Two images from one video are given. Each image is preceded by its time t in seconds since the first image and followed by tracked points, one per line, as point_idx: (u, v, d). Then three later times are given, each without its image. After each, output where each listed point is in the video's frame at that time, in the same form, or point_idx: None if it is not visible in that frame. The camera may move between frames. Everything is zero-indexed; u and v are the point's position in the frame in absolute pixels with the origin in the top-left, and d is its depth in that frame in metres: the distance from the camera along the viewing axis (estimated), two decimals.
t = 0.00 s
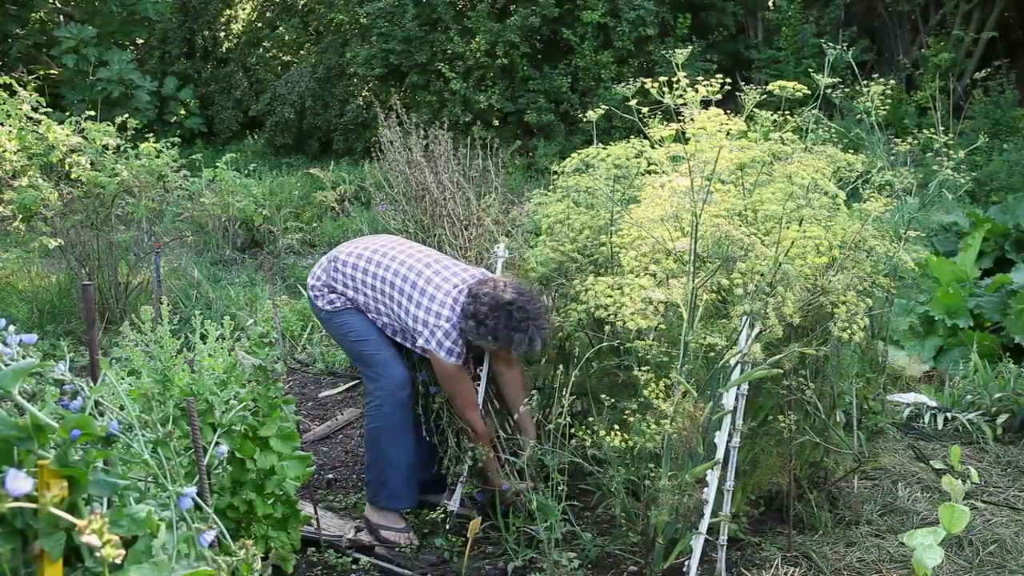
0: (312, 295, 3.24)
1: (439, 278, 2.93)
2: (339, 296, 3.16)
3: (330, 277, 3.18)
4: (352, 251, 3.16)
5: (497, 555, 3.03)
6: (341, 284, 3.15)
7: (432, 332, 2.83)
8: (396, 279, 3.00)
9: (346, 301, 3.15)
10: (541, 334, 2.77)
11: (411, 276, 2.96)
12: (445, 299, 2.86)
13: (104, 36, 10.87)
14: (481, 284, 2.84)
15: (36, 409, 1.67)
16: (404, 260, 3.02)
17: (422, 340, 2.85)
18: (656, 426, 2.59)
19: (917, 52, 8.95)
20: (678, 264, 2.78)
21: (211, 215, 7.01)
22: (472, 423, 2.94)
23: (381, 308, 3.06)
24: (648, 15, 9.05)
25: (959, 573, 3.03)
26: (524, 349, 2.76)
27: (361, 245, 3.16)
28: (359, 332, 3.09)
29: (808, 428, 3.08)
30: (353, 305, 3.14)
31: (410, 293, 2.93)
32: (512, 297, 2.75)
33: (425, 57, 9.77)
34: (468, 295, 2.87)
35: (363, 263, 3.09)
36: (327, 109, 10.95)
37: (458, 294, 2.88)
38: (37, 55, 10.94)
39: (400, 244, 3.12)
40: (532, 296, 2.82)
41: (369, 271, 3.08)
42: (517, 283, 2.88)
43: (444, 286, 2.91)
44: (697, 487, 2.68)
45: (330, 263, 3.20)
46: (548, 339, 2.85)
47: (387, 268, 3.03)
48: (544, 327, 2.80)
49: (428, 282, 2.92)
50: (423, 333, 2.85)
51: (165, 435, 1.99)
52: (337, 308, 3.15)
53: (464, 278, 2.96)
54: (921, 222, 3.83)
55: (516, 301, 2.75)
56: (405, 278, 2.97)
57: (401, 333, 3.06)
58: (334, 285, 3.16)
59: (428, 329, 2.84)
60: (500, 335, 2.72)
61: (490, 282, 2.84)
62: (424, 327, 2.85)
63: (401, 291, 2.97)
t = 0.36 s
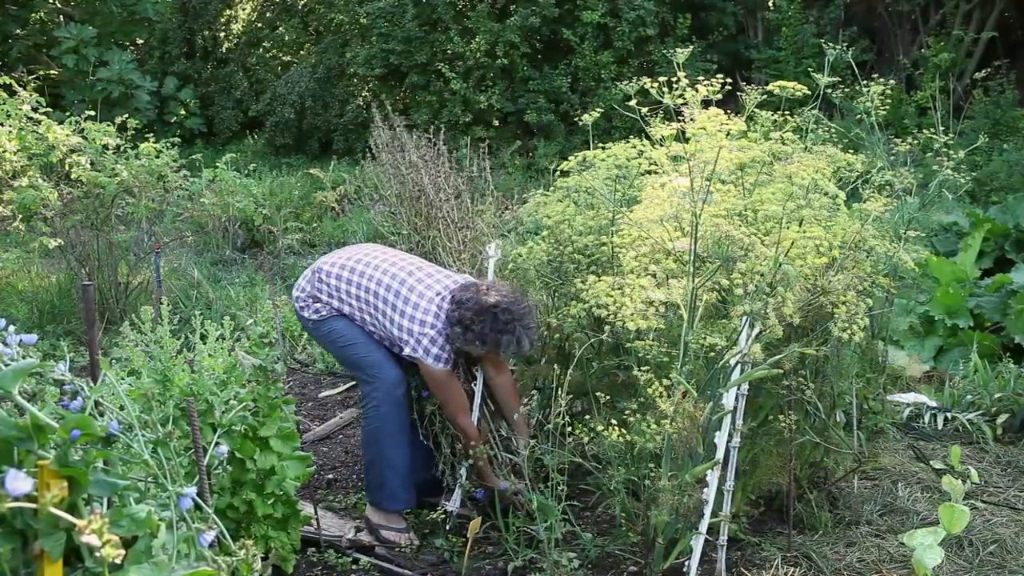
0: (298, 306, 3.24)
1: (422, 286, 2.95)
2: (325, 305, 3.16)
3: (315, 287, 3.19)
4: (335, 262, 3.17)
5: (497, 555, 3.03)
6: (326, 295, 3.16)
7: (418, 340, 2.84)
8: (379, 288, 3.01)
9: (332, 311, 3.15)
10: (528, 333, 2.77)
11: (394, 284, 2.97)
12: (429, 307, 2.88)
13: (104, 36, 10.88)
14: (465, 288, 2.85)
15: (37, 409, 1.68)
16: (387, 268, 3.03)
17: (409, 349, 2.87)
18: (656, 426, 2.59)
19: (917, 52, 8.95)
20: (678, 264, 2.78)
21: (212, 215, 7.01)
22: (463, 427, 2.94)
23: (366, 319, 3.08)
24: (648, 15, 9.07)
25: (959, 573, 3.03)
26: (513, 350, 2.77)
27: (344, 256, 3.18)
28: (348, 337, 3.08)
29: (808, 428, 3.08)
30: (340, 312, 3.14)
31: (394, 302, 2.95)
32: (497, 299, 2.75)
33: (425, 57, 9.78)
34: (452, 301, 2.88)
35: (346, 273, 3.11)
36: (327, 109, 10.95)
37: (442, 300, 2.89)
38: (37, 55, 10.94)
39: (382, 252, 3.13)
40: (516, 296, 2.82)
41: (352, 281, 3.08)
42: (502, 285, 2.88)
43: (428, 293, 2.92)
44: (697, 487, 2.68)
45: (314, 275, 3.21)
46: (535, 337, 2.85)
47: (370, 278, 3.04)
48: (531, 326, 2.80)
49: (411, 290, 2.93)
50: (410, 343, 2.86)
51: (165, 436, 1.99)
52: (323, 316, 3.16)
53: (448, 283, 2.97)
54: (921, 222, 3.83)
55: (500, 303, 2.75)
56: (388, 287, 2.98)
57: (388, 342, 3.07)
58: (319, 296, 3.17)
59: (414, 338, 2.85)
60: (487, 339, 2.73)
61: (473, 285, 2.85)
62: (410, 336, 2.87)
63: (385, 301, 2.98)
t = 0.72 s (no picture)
0: (286, 315, 3.24)
1: (405, 288, 2.96)
2: (313, 311, 3.17)
3: (302, 294, 3.19)
4: (320, 268, 3.19)
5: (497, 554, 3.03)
6: (311, 301, 3.16)
7: (402, 342, 2.87)
8: (363, 291, 3.02)
9: (320, 316, 3.16)
10: (510, 331, 2.76)
11: (377, 288, 2.99)
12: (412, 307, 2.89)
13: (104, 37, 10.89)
14: (447, 288, 2.86)
15: (37, 409, 1.67)
16: (370, 272, 3.05)
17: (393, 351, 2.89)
18: (656, 426, 2.59)
19: (917, 52, 8.96)
20: (678, 263, 2.78)
21: (212, 215, 7.00)
22: (455, 426, 2.91)
23: (352, 322, 3.09)
24: (648, 15, 9.07)
25: (959, 573, 3.03)
26: (496, 348, 2.75)
27: (328, 262, 3.19)
28: (336, 341, 3.09)
29: (808, 428, 3.08)
30: (327, 318, 3.14)
31: (377, 306, 2.97)
32: (477, 297, 2.74)
33: (425, 57, 9.78)
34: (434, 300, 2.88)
35: (331, 279, 3.12)
36: (327, 109, 10.94)
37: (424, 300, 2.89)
38: (37, 55, 10.93)
39: (364, 256, 3.14)
40: (497, 294, 2.80)
41: (337, 287, 3.10)
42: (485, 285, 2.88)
43: (410, 294, 2.93)
44: (697, 487, 2.68)
45: (300, 283, 3.22)
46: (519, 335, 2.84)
47: (354, 283, 3.05)
48: (514, 324, 2.78)
49: (394, 292, 2.95)
50: (394, 345, 2.88)
51: (165, 436, 1.99)
52: (311, 323, 3.16)
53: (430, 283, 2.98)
54: (921, 222, 3.83)
55: (481, 301, 2.73)
56: (372, 290, 3.00)
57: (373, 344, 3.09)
58: (306, 303, 3.18)
59: (398, 340, 2.87)
60: (469, 337, 2.73)
61: (455, 285, 2.85)
62: (393, 339, 2.89)
63: (369, 304, 3.00)
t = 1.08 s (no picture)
0: (284, 296, 3.22)
1: (399, 245, 2.97)
2: (311, 294, 3.15)
3: (300, 271, 3.17)
4: (314, 245, 3.18)
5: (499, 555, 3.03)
6: (308, 279, 3.14)
7: (393, 290, 2.87)
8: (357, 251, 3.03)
9: (318, 300, 3.14)
10: (502, 274, 2.76)
11: (370, 247, 3.00)
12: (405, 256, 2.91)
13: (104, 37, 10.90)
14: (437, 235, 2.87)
15: (37, 409, 1.68)
16: (364, 235, 3.06)
17: (384, 302, 2.88)
18: (656, 426, 2.59)
19: (916, 52, 8.96)
20: (678, 263, 2.78)
21: (212, 215, 6.99)
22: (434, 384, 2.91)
23: (347, 290, 3.09)
24: (648, 15, 9.08)
25: (959, 572, 3.03)
26: (487, 291, 2.75)
27: (322, 238, 3.20)
28: (337, 335, 3.09)
29: (808, 428, 3.07)
30: (325, 303, 3.13)
31: (371, 263, 2.97)
32: (469, 239, 2.77)
33: (425, 57, 9.79)
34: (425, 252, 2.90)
35: (325, 249, 3.12)
36: (327, 109, 10.93)
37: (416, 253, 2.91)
38: (37, 55, 10.93)
39: (357, 226, 3.16)
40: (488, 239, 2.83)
41: (333, 255, 3.09)
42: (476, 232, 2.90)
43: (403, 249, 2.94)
44: (697, 487, 2.68)
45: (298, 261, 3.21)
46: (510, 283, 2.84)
47: (347, 246, 3.06)
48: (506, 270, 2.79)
49: (388, 248, 2.97)
50: (387, 293, 2.88)
51: (165, 436, 1.99)
52: (312, 310, 3.14)
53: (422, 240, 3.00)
54: (921, 222, 3.83)
55: (473, 243, 2.76)
56: (366, 249, 3.01)
57: (366, 305, 3.07)
58: (303, 280, 3.16)
59: (390, 291, 2.87)
60: (459, 279, 2.74)
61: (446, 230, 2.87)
62: (386, 289, 2.88)
63: (362, 261, 3.00)
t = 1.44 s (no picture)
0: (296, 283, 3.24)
1: (409, 251, 2.99)
2: (321, 286, 3.16)
3: (313, 262, 3.19)
4: (328, 241, 3.20)
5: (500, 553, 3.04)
6: (320, 272, 3.16)
7: (401, 299, 2.87)
8: (368, 256, 3.05)
9: (328, 294, 3.15)
10: (510, 286, 2.77)
11: (383, 252, 3.02)
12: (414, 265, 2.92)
13: (104, 37, 10.91)
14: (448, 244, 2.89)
15: (37, 409, 1.68)
16: (378, 239, 3.08)
17: (391, 308, 2.89)
18: (656, 426, 2.59)
19: (916, 52, 8.96)
20: (678, 264, 2.78)
21: (212, 215, 6.99)
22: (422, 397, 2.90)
23: (355, 290, 3.10)
24: (648, 15, 9.08)
25: (959, 573, 3.03)
26: (495, 302, 2.76)
27: (336, 236, 3.21)
28: (341, 326, 3.11)
29: (808, 428, 3.07)
30: (333, 296, 3.14)
31: (382, 268, 2.98)
32: (478, 249, 2.79)
33: (425, 57, 9.79)
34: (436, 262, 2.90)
35: (338, 247, 3.14)
36: (327, 109, 10.92)
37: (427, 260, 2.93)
38: (37, 55, 10.93)
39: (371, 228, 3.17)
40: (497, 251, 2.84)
41: (344, 255, 3.11)
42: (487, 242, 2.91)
43: (414, 257, 2.96)
44: (696, 487, 2.68)
45: (311, 255, 3.23)
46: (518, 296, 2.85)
47: (360, 247, 3.08)
48: (515, 281, 2.81)
49: (398, 254, 2.99)
50: (393, 300, 2.89)
51: (165, 436, 1.99)
52: (320, 301, 3.16)
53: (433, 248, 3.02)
54: (921, 222, 3.83)
55: (483, 253, 2.77)
56: (375, 254, 3.02)
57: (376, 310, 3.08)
58: (315, 273, 3.18)
59: (398, 298, 2.88)
60: (468, 288, 2.75)
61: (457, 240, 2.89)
62: (394, 296, 2.89)
63: (373, 266, 3.02)
